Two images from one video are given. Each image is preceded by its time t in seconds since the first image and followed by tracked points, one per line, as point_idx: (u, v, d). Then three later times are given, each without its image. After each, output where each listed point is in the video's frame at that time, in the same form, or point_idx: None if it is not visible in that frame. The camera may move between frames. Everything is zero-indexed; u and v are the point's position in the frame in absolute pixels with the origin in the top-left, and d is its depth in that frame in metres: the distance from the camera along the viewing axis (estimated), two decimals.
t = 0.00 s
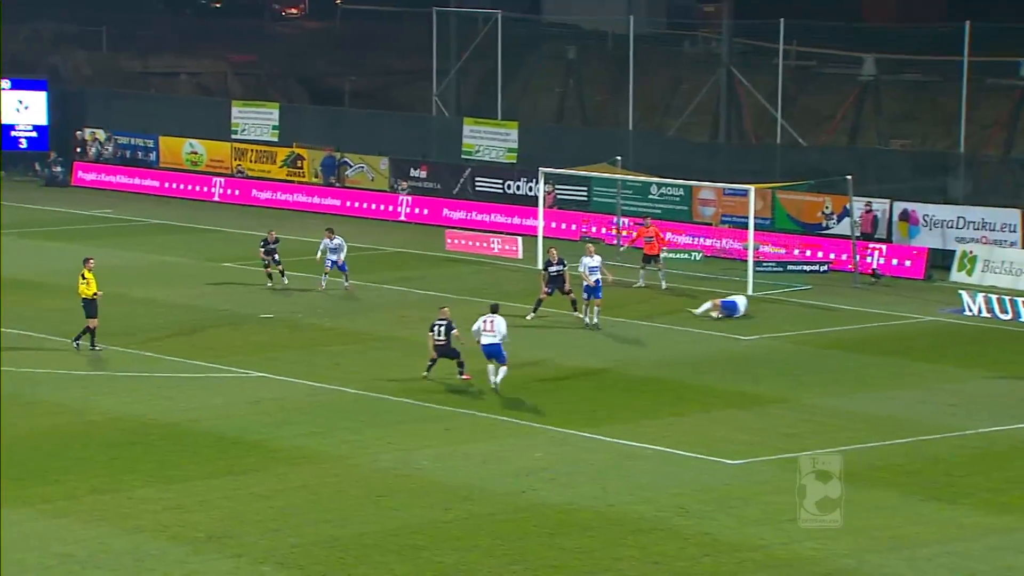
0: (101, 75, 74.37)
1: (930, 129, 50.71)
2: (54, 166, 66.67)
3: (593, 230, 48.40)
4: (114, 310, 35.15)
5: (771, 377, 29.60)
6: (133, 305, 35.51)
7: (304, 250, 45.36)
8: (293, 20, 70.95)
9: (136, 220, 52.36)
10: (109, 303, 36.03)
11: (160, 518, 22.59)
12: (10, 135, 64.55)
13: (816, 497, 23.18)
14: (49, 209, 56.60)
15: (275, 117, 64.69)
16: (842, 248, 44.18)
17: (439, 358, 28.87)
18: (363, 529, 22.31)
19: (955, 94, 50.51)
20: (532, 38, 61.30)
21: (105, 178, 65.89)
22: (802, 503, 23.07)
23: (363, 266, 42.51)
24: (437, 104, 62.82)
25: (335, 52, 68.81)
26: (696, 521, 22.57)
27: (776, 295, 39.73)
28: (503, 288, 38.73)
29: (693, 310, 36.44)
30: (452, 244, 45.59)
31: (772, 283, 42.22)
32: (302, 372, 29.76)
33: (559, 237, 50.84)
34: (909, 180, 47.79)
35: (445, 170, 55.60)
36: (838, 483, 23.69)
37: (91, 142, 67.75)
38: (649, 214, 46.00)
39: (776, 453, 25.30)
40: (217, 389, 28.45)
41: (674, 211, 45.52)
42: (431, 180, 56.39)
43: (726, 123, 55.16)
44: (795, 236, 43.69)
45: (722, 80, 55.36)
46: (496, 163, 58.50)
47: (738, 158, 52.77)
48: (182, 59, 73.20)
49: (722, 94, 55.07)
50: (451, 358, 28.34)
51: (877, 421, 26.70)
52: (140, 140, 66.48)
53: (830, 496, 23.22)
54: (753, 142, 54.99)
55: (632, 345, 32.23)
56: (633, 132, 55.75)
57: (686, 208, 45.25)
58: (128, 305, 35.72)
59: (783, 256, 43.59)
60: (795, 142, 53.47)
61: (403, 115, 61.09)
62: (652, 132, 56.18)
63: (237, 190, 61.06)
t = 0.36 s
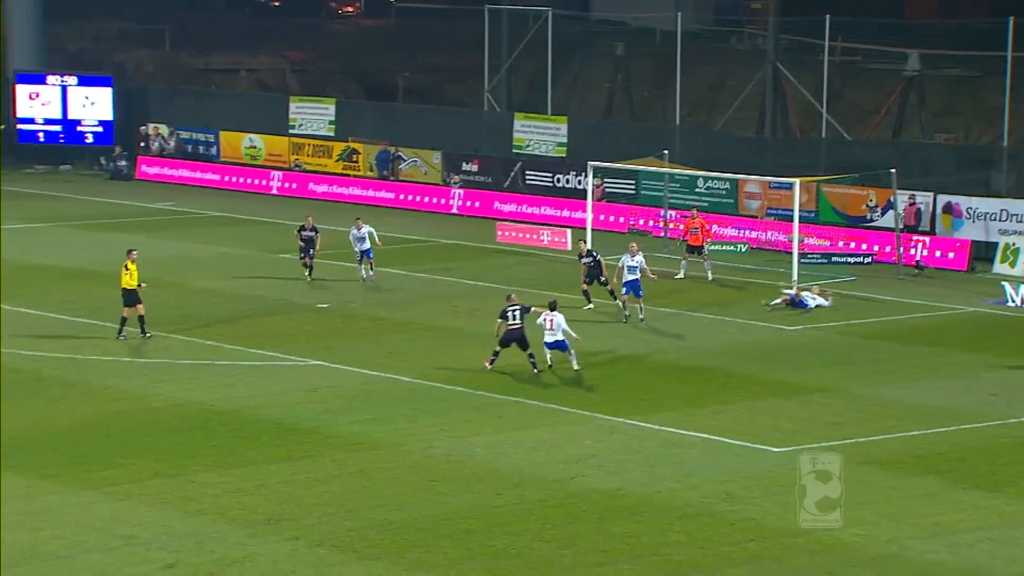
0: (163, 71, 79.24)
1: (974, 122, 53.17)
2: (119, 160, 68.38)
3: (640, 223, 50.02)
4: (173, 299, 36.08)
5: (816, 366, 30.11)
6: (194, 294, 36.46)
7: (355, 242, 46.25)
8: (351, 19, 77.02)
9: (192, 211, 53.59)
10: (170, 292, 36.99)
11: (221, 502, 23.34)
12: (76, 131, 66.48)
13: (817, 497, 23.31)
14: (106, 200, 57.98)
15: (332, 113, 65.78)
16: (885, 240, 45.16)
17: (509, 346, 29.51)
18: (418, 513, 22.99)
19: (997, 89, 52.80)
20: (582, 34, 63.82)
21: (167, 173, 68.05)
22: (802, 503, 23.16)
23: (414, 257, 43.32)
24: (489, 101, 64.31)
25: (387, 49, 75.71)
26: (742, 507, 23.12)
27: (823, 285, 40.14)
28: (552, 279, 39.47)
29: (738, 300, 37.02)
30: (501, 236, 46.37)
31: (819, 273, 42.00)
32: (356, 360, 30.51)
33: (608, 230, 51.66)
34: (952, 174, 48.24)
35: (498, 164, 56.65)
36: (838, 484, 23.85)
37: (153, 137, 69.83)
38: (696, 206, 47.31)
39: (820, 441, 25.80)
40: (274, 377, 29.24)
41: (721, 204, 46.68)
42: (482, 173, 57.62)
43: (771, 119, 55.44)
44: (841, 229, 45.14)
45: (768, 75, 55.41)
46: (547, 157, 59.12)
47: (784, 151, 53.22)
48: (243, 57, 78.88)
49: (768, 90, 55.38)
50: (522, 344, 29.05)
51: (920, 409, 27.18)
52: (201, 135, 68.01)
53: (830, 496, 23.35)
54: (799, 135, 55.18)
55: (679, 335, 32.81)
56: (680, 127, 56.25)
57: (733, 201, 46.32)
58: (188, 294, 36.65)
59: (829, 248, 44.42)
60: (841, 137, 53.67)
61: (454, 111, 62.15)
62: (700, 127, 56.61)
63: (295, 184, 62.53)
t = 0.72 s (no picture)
0: (210, 61, 84.61)
1: (985, 110, 54.84)
2: (167, 146, 70.49)
3: (666, 206, 50.90)
4: (214, 278, 37.47)
5: (834, 343, 31.26)
6: (236, 274, 37.89)
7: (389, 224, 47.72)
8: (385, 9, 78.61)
9: (234, 194, 55.30)
10: (210, 271, 38.40)
11: (263, 470, 24.62)
12: (126, 117, 71.30)
13: (817, 497, 23.25)
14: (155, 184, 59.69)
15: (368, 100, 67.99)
16: (898, 222, 46.29)
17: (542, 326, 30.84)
18: (450, 482, 24.21)
19: (1008, 78, 54.48)
20: (609, 27, 65.10)
21: (213, 157, 69.67)
22: (803, 503, 23.08)
23: (446, 238, 44.73)
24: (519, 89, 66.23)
25: (421, 38, 77.47)
26: (760, 477, 24.27)
27: (843, 264, 41.24)
28: (578, 259, 40.72)
29: (759, 281, 38.18)
30: (531, 218, 47.78)
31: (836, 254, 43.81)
32: (391, 337, 31.84)
33: (631, 213, 52.46)
34: (963, 158, 49.55)
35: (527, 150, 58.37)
36: (838, 483, 23.82)
37: (200, 124, 72.16)
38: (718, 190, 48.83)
39: (835, 415, 26.94)
40: (313, 352, 30.57)
41: (741, 188, 48.24)
42: (511, 159, 59.30)
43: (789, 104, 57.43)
44: (857, 211, 46.69)
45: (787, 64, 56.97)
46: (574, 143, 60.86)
47: (803, 136, 54.32)
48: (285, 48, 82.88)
49: (788, 77, 57.19)
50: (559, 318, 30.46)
51: (933, 385, 28.31)
52: (246, 122, 70.72)
53: (830, 496, 23.29)
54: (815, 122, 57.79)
55: (701, 313, 34.00)
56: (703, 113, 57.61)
57: (752, 184, 48.01)
58: (231, 273, 38.10)
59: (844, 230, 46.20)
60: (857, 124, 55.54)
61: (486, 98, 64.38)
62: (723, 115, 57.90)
63: (334, 168, 64.24)
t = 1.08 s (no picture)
0: (230, 57, 86.50)
1: (975, 104, 56.15)
2: (189, 139, 71.53)
3: (667, 197, 52.65)
4: (231, 266, 38.56)
5: (830, 329, 32.37)
6: (254, 262, 38.95)
7: (401, 213, 48.79)
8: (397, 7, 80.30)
9: (253, 184, 56.50)
10: (228, 259, 39.51)
11: (280, 450, 25.65)
12: (149, 111, 72.71)
13: (817, 497, 23.28)
14: (180, 174, 60.85)
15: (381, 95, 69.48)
16: (891, 212, 47.93)
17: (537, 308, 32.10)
18: (460, 461, 25.24)
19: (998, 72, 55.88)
20: (612, 24, 66.20)
21: (232, 149, 70.90)
22: (803, 504, 23.13)
23: (456, 227, 45.79)
24: (526, 83, 68.14)
25: (431, 35, 79.64)
26: (758, 457, 25.33)
27: (841, 253, 42.29)
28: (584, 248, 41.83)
29: (759, 268, 39.26)
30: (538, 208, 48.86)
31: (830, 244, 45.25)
32: (403, 323, 32.96)
33: (634, 203, 54.12)
34: (953, 150, 50.58)
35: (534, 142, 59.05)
36: (837, 483, 23.82)
37: (219, 118, 72.89)
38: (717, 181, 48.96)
39: (830, 397, 28.00)
40: (327, 338, 31.69)
41: (739, 179, 48.66)
42: (520, 151, 59.96)
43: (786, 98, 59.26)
44: (851, 201, 48.13)
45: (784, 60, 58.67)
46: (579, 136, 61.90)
47: (799, 131, 55.39)
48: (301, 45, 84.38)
49: (786, 72, 58.84)
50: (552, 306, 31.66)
51: (926, 369, 29.41)
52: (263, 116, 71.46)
53: (830, 496, 23.33)
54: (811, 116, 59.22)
55: (701, 300, 35.12)
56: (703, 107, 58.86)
57: (751, 176, 48.57)
58: (248, 262, 39.15)
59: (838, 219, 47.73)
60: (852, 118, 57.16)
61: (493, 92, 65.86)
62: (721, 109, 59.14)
63: (348, 160, 65.18)
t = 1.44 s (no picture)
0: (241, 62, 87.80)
1: (965, 109, 57.55)
2: (203, 141, 72.50)
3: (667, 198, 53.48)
4: (242, 265, 39.48)
5: (826, 326, 33.29)
6: (266, 262, 39.85)
7: (409, 214, 49.73)
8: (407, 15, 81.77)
9: (264, 185, 57.45)
10: (240, 258, 40.45)
11: (293, 443, 26.51)
12: (165, 115, 73.89)
13: (816, 497, 23.83)
14: (192, 176, 61.87)
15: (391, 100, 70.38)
16: (884, 213, 48.85)
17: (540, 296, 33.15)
18: (466, 455, 26.09)
19: (988, 78, 57.00)
20: (614, 30, 67.49)
21: (246, 152, 71.75)
22: (803, 503, 23.70)
23: (462, 227, 46.68)
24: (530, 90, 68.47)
25: (438, 42, 81.16)
26: (755, 451, 26.20)
27: (836, 253, 43.21)
28: (587, 248, 42.77)
29: (758, 267, 40.19)
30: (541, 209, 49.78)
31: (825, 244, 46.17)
32: (412, 320, 33.87)
33: (635, 205, 54.84)
34: (945, 153, 51.40)
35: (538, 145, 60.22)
36: (837, 484, 24.35)
37: (234, 122, 74.06)
38: (716, 182, 50.17)
39: (825, 393, 28.89)
40: (337, 336, 32.59)
41: (737, 180, 49.65)
42: (524, 154, 61.00)
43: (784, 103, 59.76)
44: (844, 202, 49.06)
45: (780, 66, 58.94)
46: (581, 139, 62.60)
47: (794, 136, 56.42)
48: (312, 52, 85.67)
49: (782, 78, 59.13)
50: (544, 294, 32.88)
51: (919, 366, 30.31)
52: (276, 120, 73.08)
53: (829, 496, 23.86)
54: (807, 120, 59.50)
55: (700, 298, 36.07)
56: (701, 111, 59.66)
57: (748, 177, 49.46)
58: (260, 261, 40.04)
59: (833, 220, 48.54)
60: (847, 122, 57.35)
61: (497, 98, 66.91)
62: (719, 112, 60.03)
63: (358, 162, 66.00)
